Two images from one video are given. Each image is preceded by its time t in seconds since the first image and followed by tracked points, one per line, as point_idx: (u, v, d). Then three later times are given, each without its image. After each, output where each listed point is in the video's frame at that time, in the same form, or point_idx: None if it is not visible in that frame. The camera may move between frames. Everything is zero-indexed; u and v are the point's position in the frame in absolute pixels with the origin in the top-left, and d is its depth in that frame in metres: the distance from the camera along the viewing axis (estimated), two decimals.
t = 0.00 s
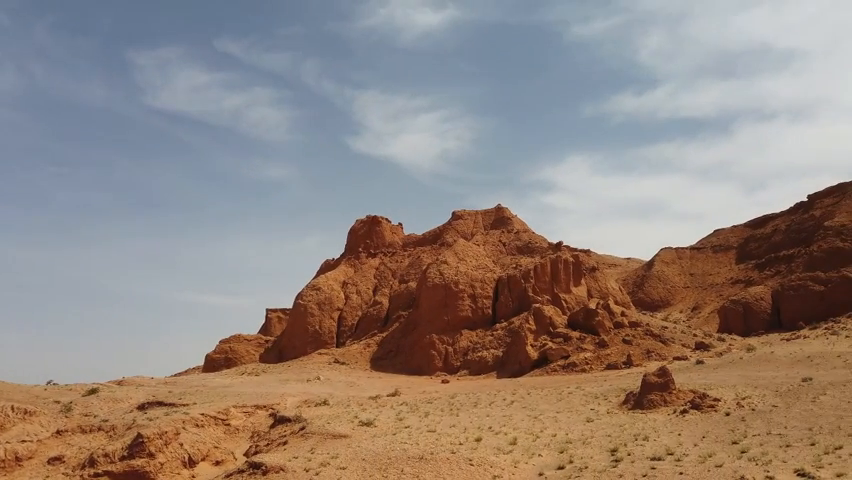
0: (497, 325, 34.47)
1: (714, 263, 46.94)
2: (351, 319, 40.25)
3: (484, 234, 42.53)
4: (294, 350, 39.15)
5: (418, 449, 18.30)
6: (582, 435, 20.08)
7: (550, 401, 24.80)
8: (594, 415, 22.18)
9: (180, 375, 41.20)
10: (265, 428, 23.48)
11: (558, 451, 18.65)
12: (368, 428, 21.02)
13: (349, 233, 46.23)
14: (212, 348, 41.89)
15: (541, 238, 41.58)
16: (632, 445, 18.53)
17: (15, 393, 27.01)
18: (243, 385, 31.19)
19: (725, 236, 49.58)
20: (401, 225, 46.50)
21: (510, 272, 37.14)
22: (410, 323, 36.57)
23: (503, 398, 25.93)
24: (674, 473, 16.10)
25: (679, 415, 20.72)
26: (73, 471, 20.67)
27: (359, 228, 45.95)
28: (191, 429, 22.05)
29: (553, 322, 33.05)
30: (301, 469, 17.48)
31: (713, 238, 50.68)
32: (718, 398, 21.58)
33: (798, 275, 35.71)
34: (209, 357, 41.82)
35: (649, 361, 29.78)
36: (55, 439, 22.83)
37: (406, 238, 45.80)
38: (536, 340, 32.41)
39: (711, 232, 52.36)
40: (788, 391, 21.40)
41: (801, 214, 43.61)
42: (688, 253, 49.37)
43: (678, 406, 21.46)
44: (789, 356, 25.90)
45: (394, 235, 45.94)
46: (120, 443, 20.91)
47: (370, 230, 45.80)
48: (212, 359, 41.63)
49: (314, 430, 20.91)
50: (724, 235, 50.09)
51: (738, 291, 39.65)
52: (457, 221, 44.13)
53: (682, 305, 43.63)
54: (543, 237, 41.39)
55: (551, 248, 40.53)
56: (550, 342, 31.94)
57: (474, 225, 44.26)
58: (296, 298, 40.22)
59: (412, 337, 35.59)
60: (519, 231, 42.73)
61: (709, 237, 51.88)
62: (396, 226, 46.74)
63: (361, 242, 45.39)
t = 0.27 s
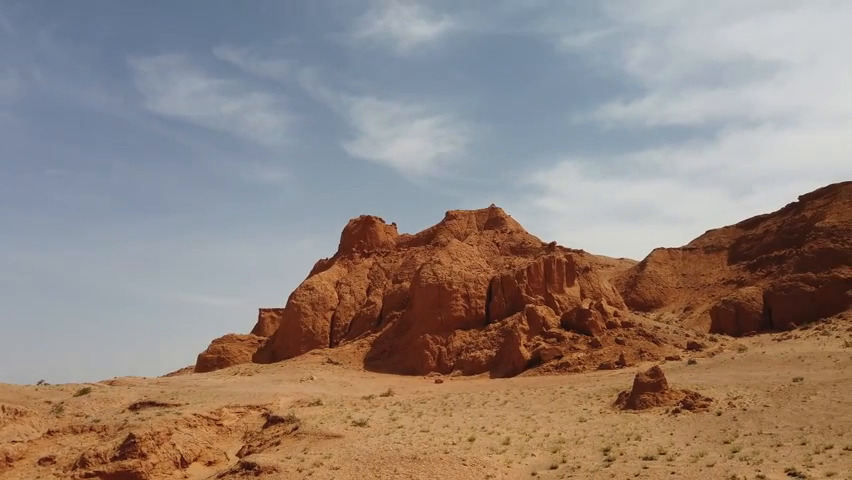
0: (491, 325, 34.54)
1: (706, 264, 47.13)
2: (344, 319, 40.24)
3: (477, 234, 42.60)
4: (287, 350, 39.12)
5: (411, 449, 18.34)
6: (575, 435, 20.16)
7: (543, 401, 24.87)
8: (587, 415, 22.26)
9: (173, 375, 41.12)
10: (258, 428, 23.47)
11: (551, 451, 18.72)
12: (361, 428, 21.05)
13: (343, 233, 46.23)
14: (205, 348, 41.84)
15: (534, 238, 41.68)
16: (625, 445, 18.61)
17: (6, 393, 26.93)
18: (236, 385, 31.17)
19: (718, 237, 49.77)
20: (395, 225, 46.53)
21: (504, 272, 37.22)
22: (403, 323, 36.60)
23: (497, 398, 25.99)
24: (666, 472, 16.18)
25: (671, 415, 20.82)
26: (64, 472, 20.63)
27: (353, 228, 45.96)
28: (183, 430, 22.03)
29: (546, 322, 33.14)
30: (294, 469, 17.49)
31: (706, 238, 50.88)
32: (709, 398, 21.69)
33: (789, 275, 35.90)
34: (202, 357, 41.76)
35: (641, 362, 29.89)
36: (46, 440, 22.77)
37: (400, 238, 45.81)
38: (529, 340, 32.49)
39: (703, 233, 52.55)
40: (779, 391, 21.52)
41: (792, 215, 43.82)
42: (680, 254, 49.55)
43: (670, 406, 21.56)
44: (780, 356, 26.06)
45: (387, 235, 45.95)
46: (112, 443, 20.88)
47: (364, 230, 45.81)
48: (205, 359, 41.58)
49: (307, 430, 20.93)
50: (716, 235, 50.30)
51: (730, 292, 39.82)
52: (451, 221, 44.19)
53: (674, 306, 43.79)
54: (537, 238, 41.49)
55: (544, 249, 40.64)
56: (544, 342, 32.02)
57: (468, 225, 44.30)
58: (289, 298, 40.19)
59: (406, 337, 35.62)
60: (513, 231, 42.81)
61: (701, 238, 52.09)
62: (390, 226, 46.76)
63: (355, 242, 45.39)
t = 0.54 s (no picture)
0: (484, 325, 34.62)
1: (698, 264, 47.35)
2: (337, 319, 40.24)
3: (471, 235, 42.69)
4: (280, 350, 39.11)
5: (404, 449, 18.38)
6: (567, 435, 20.24)
7: (536, 401, 24.96)
8: (579, 415, 22.34)
9: (165, 375, 41.05)
10: (250, 428, 23.48)
11: (543, 451, 18.80)
12: (354, 428, 21.09)
13: (336, 233, 46.25)
14: (197, 348, 41.79)
15: (527, 238, 41.80)
16: (617, 444, 18.71)
17: None
18: (228, 385, 31.16)
19: (709, 237, 50.01)
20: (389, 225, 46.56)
21: (497, 272, 37.30)
22: (396, 322, 36.64)
23: (490, 398, 26.07)
24: (657, 472, 16.27)
25: (663, 415, 20.92)
26: (55, 473, 20.60)
27: (346, 228, 45.99)
28: (175, 430, 22.02)
29: (539, 322, 33.23)
30: (287, 469, 17.50)
31: (698, 239, 51.12)
32: (701, 397, 21.83)
33: (780, 276, 36.13)
34: (194, 357, 41.71)
35: (633, 362, 30.03)
36: (37, 440, 22.73)
37: (394, 237, 45.85)
38: (522, 340, 32.58)
39: (696, 233, 52.79)
40: (769, 391, 21.67)
41: (783, 215, 44.09)
42: (672, 255, 49.75)
43: (662, 406, 21.67)
44: (771, 356, 26.23)
45: (381, 235, 45.98)
46: (103, 444, 20.86)
47: (357, 230, 45.83)
48: (197, 359, 41.53)
49: (300, 430, 20.95)
50: (708, 236, 50.54)
51: (722, 292, 40.03)
52: (445, 221, 44.27)
53: (666, 306, 43.96)
54: (530, 238, 41.62)
55: (537, 249, 40.77)
56: (537, 342, 32.12)
57: (462, 225, 44.38)
58: (282, 298, 40.19)
59: (399, 337, 35.66)
60: (506, 232, 42.91)
61: (693, 238, 52.33)
62: (384, 226, 46.79)
63: (348, 242, 45.40)
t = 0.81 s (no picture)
0: (477, 325, 34.68)
1: (690, 265, 47.54)
2: (331, 319, 40.22)
3: (464, 234, 42.73)
4: (273, 350, 39.08)
5: (397, 449, 18.40)
6: (560, 434, 20.30)
7: (529, 400, 25.00)
8: (572, 414, 22.41)
9: (157, 375, 40.97)
10: (243, 428, 23.47)
11: (536, 450, 18.86)
12: (347, 428, 21.10)
13: (330, 233, 46.23)
14: (190, 348, 41.72)
15: (521, 238, 41.88)
16: (609, 444, 18.79)
17: None
18: (221, 385, 31.11)
19: (702, 238, 50.18)
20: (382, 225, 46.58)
21: (491, 272, 37.35)
22: (390, 322, 36.66)
23: (483, 398, 26.09)
24: (649, 472, 16.34)
25: (655, 415, 21.00)
26: (46, 473, 20.55)
27: (340, 228, 45.99)
28: (167, 430, 21.99)
29: (532, 322, 33.30)
30: (280, 469, 17.51)
31: (690, 240, 51.32)
32: (693, 397, 21.95)
33: (772, 276, 36.33)
34: (187, 357, 41.64)
35: (626, 361, 30.13)
36: (28, 440, 22.67)
37: (387, 237, 45.85)
38: (515, 340, 32.64)
39: (688, 234, 52.96)
40: (761, 391, 21.78)
41: (775, 216, 44.28)
42: (665, 255, 49.94)
43: (654, 405, 21.76)
44: (762, 356, 26.37)
45: (374, 235, 45.98)
46: (94, 444, 20.82)
47: (351, 229, 45.83)
48: (189, 359, 41.45)
49: (292, 430, 20.95)
50: (700, 236, 50.75)
51: (714, 292, 40.21)
52: (438, 221, 44.31)
53: (659, 306, 44.12)
54: (523, 238, 41.71)
55: (531, 249, 40.86)
56: (530, 342, 32.19)
57: (455, 225, 44.41)
58: (276, 298, 40.17)
59: (393, 336, 35.68)
60: (500, 232, 42.98)
61: (686, 239, 52.53)
62: (377, 226, 46.79)
63: (341, 241, 45.40)
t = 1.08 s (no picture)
0: (470, 325, 34.75)
1: (682, 265, 47.74)
2: (324, 318, 40.21)
3: (458, 235, 42.78)
4: (266, 350, 39.04)
5: (390, 449, 18.43)
6: (552, 434, 20.38)
7: (521, 400, 25.06)
8: (564, 414, 22.48)
9: (148, 375, 40.86)
10: (235, 429, 23.46)
11: (528, 450, 18.94)
12: (339, 429, 21.11)
13: (323, 233, 46.24)
14: (182, 347, 41.64)
15: (514, 238, 41.99)
16: (602, 443, 18.88)
17: None
18: (213, 385, 31.06)
19: (694, 239, 50.37)
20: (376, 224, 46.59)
21: (484, 272, 37.41)
22: (383, 322, 36.68)
23: (475, 398, 26.14)
24: (641, 471, 16.43)
25: (647, 415, 21.10)
26: (36, 473, 20.50)
27: (333, 228, 46.00)
28: (159, 430, 21.98)
29: (525, 322, 33.38)
30: (272, 469, 17.52)
31: (682, 240, 51.52)
32: (684, 397, 22.07)
33: (763, 276, 36.54)
34: (179, 357, 41.57)
35: (618, 361, 30.24)
36: (18, 440, 22.61)
37: (380, 237, 45.87)
38: (508, 340, 32.71)
39: (680, 235, 53.15)
40: (751, 391, 21.92)
41: (766, 217, 44.50)
42: (657, 255, 50.13)
43: (646, 405, 21.86)
44: (753, 356, 26.51)
45: (368, 235, 45.98)
46: (85, 444, 20.78)
47: (344, 229, 45.84)
48: (181, 359, 41.38)
49: (285, 430, 20.96)
50: (692, 237, 50.95)
51: (705, 292, 40.39)
52: (432, 221, 44.35)
53: (651, 307, 44.28)
54: (516, 238, 41.81)
55: (524, 249, 40.96)
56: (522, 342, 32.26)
57: (449, 225, 44.47)
58: (268, 298, 40.16)
59: (386, 336, 35.70)
60: (493, 232, 43.06)
61: (678, 239, 52.71)
62: (371, 226, 46.80)
63: (335, 241, 45.40)
